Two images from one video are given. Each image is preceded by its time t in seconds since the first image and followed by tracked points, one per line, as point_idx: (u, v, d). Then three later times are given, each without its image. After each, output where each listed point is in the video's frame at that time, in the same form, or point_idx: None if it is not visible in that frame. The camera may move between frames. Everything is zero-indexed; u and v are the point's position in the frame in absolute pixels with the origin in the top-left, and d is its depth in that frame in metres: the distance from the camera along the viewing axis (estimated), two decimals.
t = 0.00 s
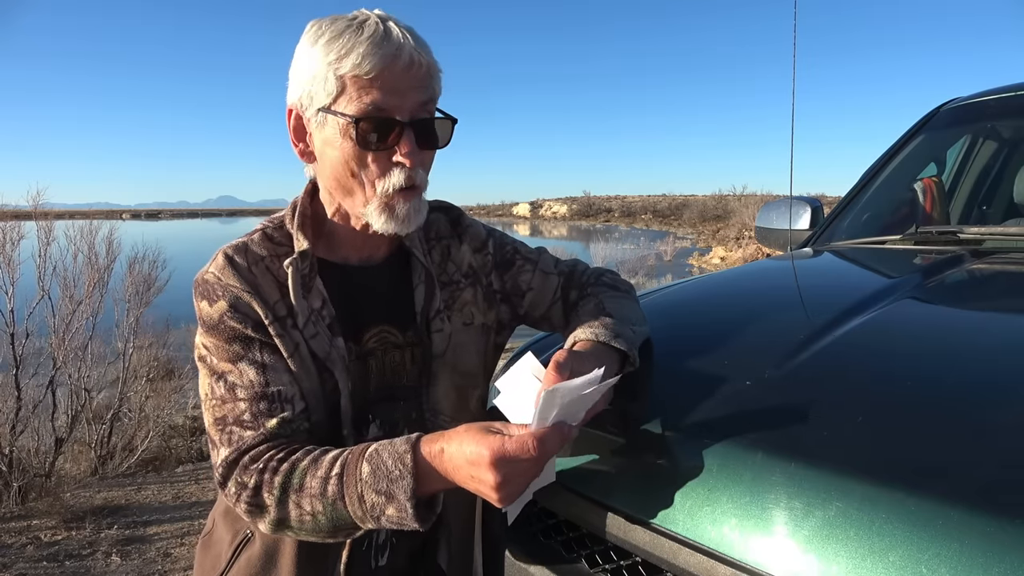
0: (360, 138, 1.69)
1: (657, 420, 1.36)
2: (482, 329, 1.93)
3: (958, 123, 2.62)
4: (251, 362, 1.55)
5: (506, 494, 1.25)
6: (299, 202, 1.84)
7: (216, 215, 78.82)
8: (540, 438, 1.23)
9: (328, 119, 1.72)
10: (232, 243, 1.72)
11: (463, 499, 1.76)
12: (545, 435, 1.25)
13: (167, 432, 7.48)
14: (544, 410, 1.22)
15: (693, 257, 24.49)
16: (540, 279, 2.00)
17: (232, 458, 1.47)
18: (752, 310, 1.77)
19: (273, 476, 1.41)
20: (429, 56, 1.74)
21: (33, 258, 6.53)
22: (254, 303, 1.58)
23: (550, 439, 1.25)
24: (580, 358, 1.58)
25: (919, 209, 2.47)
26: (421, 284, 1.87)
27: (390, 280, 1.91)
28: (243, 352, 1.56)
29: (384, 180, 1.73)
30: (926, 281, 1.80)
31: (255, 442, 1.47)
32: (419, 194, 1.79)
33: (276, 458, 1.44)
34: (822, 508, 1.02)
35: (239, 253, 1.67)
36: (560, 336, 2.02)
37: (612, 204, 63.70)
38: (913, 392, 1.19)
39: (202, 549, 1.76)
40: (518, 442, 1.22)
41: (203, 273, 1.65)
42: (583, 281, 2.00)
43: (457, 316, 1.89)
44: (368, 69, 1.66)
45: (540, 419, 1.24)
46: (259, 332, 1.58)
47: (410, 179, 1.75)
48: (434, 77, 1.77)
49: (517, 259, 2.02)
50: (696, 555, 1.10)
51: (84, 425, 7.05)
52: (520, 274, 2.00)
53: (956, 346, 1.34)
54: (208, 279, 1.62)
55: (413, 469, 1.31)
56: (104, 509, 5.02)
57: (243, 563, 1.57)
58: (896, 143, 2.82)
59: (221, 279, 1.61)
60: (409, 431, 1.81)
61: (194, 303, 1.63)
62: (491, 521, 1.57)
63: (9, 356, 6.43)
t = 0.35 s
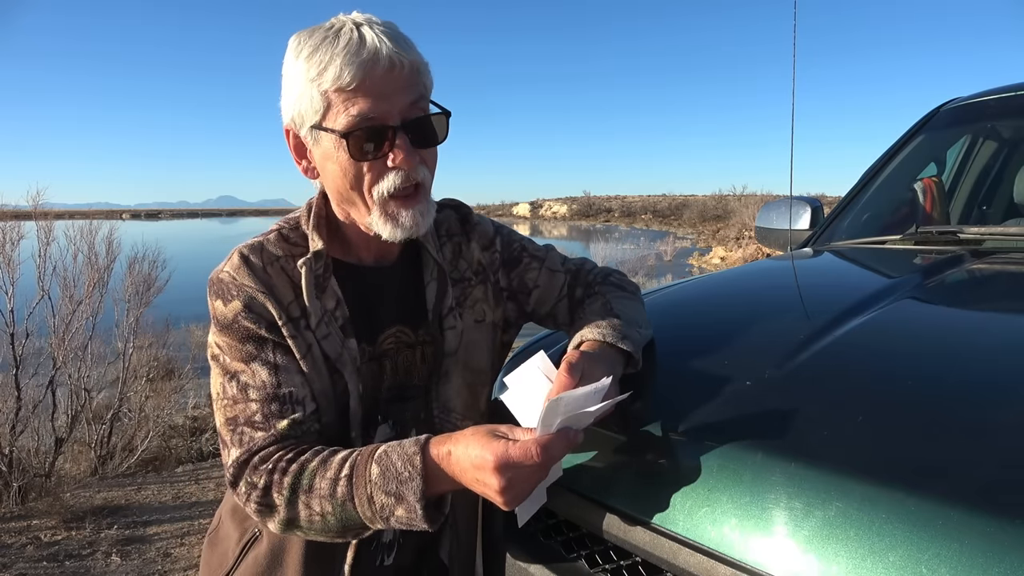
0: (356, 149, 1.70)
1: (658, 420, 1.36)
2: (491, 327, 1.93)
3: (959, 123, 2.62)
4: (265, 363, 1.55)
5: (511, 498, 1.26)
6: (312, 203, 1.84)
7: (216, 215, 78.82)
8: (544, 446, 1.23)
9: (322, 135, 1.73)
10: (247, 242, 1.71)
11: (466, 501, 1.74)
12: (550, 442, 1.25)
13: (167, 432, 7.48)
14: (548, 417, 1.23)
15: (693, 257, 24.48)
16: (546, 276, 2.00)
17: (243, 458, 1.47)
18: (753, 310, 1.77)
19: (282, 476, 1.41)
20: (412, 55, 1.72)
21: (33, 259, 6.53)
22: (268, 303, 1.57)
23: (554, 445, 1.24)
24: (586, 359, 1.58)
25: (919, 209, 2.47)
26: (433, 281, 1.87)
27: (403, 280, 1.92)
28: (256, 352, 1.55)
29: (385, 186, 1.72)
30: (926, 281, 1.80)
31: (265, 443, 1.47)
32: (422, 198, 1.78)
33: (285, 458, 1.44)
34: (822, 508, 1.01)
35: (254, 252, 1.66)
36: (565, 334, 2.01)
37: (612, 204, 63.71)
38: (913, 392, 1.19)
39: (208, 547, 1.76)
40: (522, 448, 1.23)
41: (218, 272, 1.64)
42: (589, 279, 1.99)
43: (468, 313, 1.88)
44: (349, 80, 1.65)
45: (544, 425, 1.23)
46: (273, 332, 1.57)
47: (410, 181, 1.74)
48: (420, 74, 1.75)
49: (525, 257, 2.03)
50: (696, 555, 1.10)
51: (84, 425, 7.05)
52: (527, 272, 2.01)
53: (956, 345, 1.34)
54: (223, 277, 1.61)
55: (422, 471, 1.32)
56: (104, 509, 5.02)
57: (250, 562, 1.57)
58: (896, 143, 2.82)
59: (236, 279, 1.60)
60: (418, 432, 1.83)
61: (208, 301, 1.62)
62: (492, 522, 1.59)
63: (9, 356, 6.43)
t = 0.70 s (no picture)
0: (364, 146, 1.71)
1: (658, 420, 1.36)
2: (494, 325, 1.92)
3: (958, 123, 2.62)
4: (266, 356, 1.55)
5: (511, 487, 1.26)
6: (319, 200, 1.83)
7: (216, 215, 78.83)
8: (545, 434, 1.23)
9: (330, 133, 1.73)
10: (252, 236, 1.71)
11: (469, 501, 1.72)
12: (550, 430, 1.25)
13: (167, 432, 7.48)
14: (546, 407, 1.23)
15: (693, 257, 24.48)
16: (547, 275, 1.99)
17: (242, 451, 1.46)
18: (753, 309, 1.77)
19: (282, 469, 1.40)
20: (421, 56, 1.72)
21: (33, 259, 6.53)
22: (272, 296, 1.58)
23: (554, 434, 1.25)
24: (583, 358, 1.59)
25: (919, 209, 2.46)
26: (437, 279, 1.88)
27: (406, 279, 1.92)
28: (257, 345, 1.55)
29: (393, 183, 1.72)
30: (926, 281, 1.79)
31: (265, 436, 1.47)
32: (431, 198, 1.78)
33: (285, 450, 1.44)
34: (822, 508, 1.01)
35: (259, 245, 1.66)
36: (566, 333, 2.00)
37: (612, 204, 63.72)
38: (913, 392, 1.19)
39: (208, 546, 1.76)
40: (521, 436, 1.24)
41: (222, 265, 1.65)
42: (590, 279, 1.99)
43: (472, 310, 1.88)
44: (358, 79, 1.66)
45: (544, 413, 1.24)
46: (276, 326, 1.57)
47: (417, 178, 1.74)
48: (428, 75, 1.76)
49: (526, 256, 2.02)
50: (696, 555, 1.10)
51: (84, 425, 7.05)
52: (528, 270, 2.00)
53: (956, 345, 1.34)
54: (228, 270, 1.62)
55: (425, 462, 1.32)
56: (104, 509, 5.02)
57: (249, 560, 1.57)
58: (896, 143, 2.82)
59: (241, 271, 1.60)
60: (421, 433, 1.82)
61: (212, 293, 1.62)
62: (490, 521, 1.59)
63: (9, 356, 6.43)
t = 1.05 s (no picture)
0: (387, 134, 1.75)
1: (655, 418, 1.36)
2: (493, 331, 1.93)
3: (959, 123, 2.62)
4: (258, 355, 1.55)
5: (493, 486, 1.26)
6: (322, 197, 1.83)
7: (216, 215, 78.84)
8: (524, 433, 1.23)
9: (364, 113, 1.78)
10: (250, 233, 1.71)
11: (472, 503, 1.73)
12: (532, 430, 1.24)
13: (167, 432, 7.48)
14: (528, 407, 1.21)
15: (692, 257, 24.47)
16: (547, 279, 2.01)
17: (230, 449, 1.46)
18: (753, 309, 1.77)
19: (272, 467, 1.40)
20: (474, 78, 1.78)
21: (33, 259, 6.53)
22: (266, 295, 1.58)
23: (535, 433, 1.24)
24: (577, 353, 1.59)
25: (919, 209, 2.46)
26: (436, 285, 1.87)
27: (404, 284, 1.90)
28: (250, 344, 1.55)
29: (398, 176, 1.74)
30: (926, 281, 1.79)
31: (255, 435, 1.47)
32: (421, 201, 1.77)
33: (275, 450, 1.44)
34: (822, 508, 1.01)
35: (257, 243, 1.66)
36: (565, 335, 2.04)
37: (612, 204, 63.72)
38: (913, 392, 1.19)
39: (204, 546, 1.76)
40: (501, 435, 1.23)
41: (219, 260, 1.63)
42: (588, 279, 2.01)
43: (471, 317, 1.89)
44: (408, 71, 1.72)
45: (526, 412, 1.22)
46: (268, 325, 1.57)
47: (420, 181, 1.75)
48: (476, 99, 1.81)
49: (525, 261, 2.04)
50: (696, 555, 1.09)
51: (84, 425, 7.05)
52: (528, 274, 2.02)
53: (956, 345, 1.34)
54: (224, 267, 1.60)
55: (415, 463, 1.31)
56: (104, 509, 5.02)
57: (241, 560, 1.57)
58: (896, 143, 2.82)
59: (237, 269, 1.59)
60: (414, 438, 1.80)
61: (207, 289, 1.62)
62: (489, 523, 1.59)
63: (9, 356, 6.43)
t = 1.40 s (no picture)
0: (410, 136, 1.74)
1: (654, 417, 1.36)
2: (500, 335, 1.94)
3: (958, 123, 2.62)
4: (258, 362, 1.54)
5: (486, 493, 1.26)
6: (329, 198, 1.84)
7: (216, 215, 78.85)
8: (516, 439, 1.22)
9: (388, 112, 1.78)
10: (252, 235, 1.71)
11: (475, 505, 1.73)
12: (525, 435, 1.24)
13: (167, 432, 7.49)
14: (522, 409, 1.24)
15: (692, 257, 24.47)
16: (553, 280, 2.04)
17: (228, 456, 1.47)
18: (753, 309, 1.77)
19: (269, 475, 1.41)
20: (502, 91, 1.80)
21: (33, 259, 6.53)
22: (268, 302, 1.57)
23: (527, 439, 1.23)
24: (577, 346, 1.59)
25: (919, 209, 2.47)
26: (443, 290, 1.87)
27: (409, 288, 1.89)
28: (250, 351, 1.55)
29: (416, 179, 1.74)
30: (926, 281, 1.80)
31: (252, 443, 1.47)
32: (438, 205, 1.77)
33: (271, 458, 1.44)
34: (822, 508, 1.02)
35: (261, 246, 1.65)
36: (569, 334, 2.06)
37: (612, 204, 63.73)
38: (913, 392, 1.19)
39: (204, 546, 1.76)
40: (495, 440, 1.23)
41: (220, 263, 1.63)
42: (591, 276, 2.04)
43: (478, 321, 1.90)
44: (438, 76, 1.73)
45: (520, 418, 1.24)
46: (270, 332, 1.57)
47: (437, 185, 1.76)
48: (502, 112, 1.82)
49: (530, 262, 2.06)
50: (696, 555, 1.10)
51: (84, 425, 7.05)
52: (534, 276, 2.04)
53: (956, 345, 1.35)
54: (226, 269, 1.60)
55: (412, 470, 1.32)
56: (104, 509, 5.02)
57: (242, 564, 1.58)
58: (896, 143, 2.82)
59: (239, 273, 1.59)
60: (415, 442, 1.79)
61: (208, 292, 1.61)
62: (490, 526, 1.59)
63: (9, 356, 6.43)
